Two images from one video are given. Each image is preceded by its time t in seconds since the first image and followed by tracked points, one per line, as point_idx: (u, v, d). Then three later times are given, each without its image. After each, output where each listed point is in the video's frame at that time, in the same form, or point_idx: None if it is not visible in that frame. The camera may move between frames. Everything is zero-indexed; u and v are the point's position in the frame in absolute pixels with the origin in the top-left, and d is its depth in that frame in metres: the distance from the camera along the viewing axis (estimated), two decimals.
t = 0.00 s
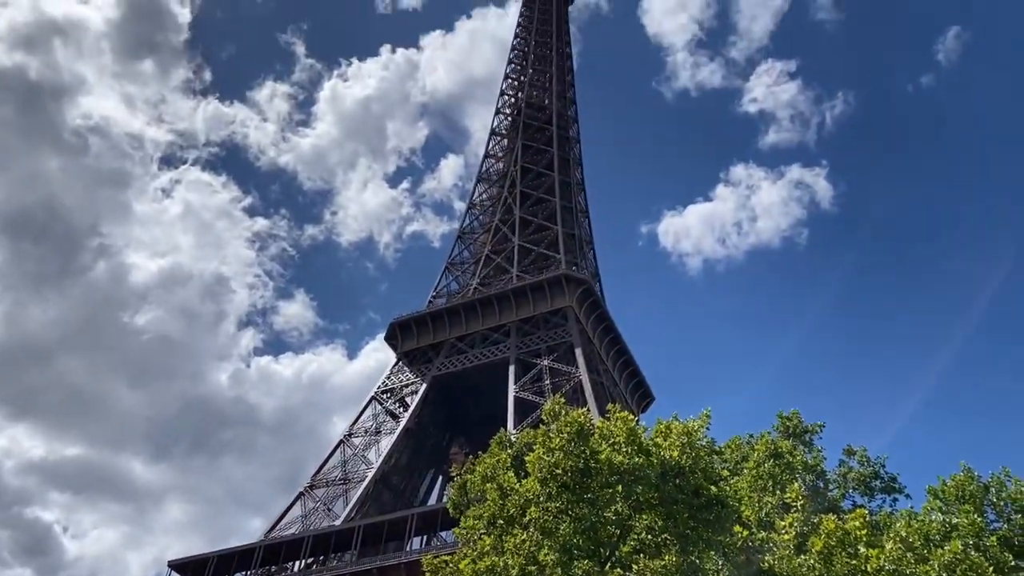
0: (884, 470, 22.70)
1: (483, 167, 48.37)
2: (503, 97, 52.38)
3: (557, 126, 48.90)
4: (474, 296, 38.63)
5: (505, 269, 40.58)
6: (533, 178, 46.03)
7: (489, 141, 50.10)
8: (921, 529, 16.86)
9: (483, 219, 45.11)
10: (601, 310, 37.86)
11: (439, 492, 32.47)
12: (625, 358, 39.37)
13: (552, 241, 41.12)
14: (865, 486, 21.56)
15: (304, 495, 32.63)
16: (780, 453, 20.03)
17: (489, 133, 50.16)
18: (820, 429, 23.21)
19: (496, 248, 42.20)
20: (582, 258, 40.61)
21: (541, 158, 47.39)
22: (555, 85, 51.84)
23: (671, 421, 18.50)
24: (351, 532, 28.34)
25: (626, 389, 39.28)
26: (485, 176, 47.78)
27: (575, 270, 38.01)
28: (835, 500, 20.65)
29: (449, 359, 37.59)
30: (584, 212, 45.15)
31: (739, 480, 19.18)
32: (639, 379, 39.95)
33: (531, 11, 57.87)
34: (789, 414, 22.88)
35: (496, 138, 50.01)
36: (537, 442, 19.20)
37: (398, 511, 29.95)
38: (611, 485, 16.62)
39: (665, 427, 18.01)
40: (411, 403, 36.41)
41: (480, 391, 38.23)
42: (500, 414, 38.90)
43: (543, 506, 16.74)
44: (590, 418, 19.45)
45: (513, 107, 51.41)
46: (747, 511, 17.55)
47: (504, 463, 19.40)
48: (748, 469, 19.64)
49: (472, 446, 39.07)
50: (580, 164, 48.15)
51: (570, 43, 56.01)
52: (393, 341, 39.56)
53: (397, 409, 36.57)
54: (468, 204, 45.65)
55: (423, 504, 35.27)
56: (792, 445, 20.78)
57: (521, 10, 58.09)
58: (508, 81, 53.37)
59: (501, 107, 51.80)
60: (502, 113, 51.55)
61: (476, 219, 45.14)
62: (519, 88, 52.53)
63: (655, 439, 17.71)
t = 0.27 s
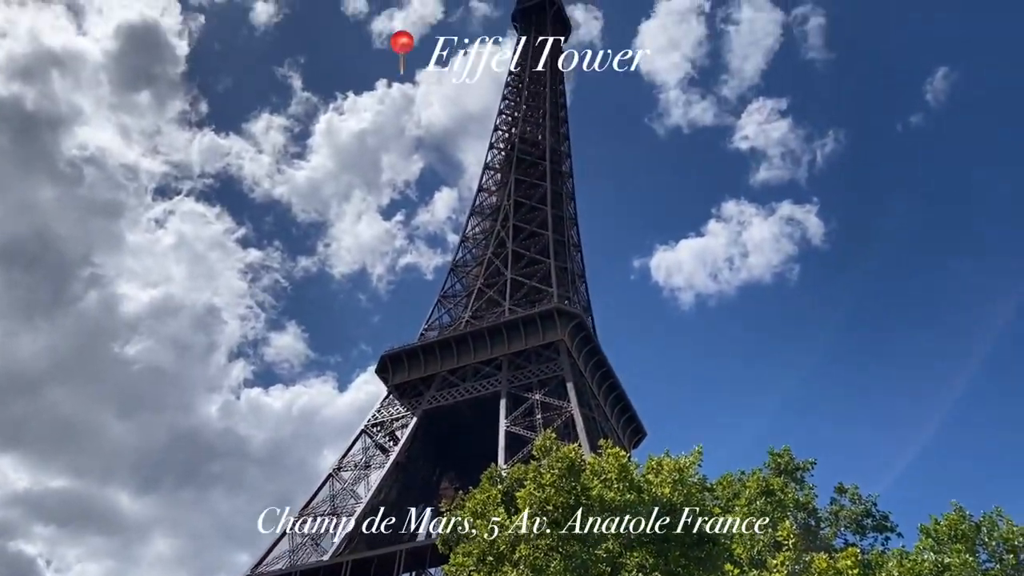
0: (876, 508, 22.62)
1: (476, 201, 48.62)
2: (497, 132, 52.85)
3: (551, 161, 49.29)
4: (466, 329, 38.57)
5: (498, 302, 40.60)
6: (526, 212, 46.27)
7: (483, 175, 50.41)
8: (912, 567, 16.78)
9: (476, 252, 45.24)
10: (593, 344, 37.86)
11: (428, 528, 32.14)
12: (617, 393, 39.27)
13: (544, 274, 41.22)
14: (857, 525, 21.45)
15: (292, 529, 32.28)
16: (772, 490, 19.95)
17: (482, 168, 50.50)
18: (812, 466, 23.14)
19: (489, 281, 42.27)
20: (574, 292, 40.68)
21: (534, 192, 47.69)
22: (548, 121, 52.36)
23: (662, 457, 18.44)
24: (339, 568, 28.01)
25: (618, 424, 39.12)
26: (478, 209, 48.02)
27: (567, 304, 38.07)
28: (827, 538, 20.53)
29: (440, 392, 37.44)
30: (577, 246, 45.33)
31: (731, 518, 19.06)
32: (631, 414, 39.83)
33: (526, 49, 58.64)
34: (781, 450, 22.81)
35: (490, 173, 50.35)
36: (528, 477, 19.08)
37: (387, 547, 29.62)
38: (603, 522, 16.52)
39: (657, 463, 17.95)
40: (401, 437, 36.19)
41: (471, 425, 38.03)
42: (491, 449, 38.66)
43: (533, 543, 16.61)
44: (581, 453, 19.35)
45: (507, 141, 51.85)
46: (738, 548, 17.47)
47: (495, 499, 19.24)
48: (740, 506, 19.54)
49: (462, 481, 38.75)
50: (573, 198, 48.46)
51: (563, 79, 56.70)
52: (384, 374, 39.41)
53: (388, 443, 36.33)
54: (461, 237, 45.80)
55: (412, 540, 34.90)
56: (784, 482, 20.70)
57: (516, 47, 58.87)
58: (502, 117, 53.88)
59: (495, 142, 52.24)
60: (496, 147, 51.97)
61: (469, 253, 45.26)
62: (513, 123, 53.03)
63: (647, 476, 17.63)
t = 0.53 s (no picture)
0: (868, 549, 22.32)
1: (469, 235, 48.61)
2: (490, 167, 53.03)
3: (544, 196, 49.41)
4: (457, 364, 38.28)
5: (489, 337, 40.38)
6: (519, 246, 46.25)
7: (476, 210, 50.48)
8: None
9: (468, 286, 45.11)
10: (584, 380, 37.60)
11: (415, 567, 31.58)
12: (608, 430, 38.94)
13: (536, 309, 41.09)
14: (850, 566, 21.11)
15: (277, 567, 31.69)
16: (764, 530, 19.66)
17: (475, 202, 50.58)
18: (804, 506, 22.85)
19: (480, 316, 42.09)
20: (566, 327, 40.51)
21: (526, 226, 47.74)
22: (541, 156, 52.60)
23: (654, 495, 18.16)
24: None
25: (609, 461, 38.73)
26: (471, 244, 48.00)
27: (559, 340, 37.88)
28: None
29: (429, 428, 37.04)
30: (569, 281, 45.27)
31: (722, 559, 18.74)
32: (622, 451, 39.45)
33: (519, 85, 59.13)
34: (773, 489, 22.53)
35: (482, 207, 50.42)
36: (517, 516, 18.75)
37: None
38: (594, 563, 16.19)
39: (648, 502, 17.67)
40: (389, 473, 35.72)
41: (460, 461, 37.60)
42: (480, 486, 38.19)
43: None
44: (572, 491, 19.04)
45: (500, 176, 52.02)
46: None
47: (484, 538, 18.88)
48: (731, 546, 19.22)
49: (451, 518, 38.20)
50: (565, 233, 48.51)
51: (556, 116, 57.10)
52: (373, 410, 39.01)
53: (376, 479, 35.85)
54: (453, 271, 45.71)
55: None
56: (776, 522, 20.41)
57: (510, 84, 59.36)
58: (496, 152, 54.13)
59: (488, 177, 52.40)
60: (489, 182, 52.12)
61: (461, 287, 45.12)
62: (506, 159, 53.25)
63: (638, 514, 17.34)
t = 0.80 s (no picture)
0: None
1: (463, 259, 48.67)
2: (485, 192, 53.21)
3: (538, 221, 49.55)
4: (450, 389, 38.15)
5: (483, 361, 40.29)
6: (513, 271, 46.29)
7: (470, 233, 50.57)
8: None
9: (462, 310, 45.09)
10: (578, 405, 37.49)
11: None
12: (601, 455, 38.78)
13: (530, 333, 41.07)
14: None
15: None
16: (757, 556, 19.57)
17: (470, 226, 50.70)
18: (798, 534, 22.74)
19: (474, 339, 42.03)
20: (560, 351, 40.48)
21: (521, 250, 47.84)
22: (536, 181, 52.82)
23: (648, 521, 18.06)
24: None
25: (602, 487, 38.53)
26: (465, 267, 48.03)
27: (553, 364, 37.83)
28: None
29: (422, 453, 36.83)
30: (563, 305, 45.29)
31: None
32: (616, 477, 39.26)
33: (515, 110, 59.49)
34: (766, 516, 22.42)
35: (477, 231, 50.52)
36: (511, 542, 18.59)
37: None
38: None
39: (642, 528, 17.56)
40: (381, 498, 35.47)
41: (453, 486, 37.36)
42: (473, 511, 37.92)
43: None
44: (566, 518, 18.89)
45: (495, 201, 52.19)
46: None
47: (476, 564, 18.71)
48: (725, 573, 19.10)
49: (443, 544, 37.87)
50: (559, 258, 48.61)
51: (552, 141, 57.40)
52: (366, 434, 38.80)
53: (368, 503, 35.59)
54: (447, 295, 45.70)
55: None
56: (770, 550, 20.31)
57: (505, 108, 59.72)
58: (491, 176, 54.35)
59: (483, 201, 52.56)
60: (484, 206, 52.27)
61: (455, 311, 45.09)
62: (501, 183, 53.45)
63: (632, 541, 17.22)
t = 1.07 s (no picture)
0: None
1: (458, 281, 48.59)
2: (480, 215, 53.24)
3: (533, 244, 49.54)
4: (443, 412, 37.89)
5: (477, 384, 40.07)
6: (508, 294, 46.20)
7: (465, 256, 50.52)
8: None
9: (456, 333, 44.93)
10: (572, 430, 37.27)
11: None
12: (595, 480, 38.47)
13: (524, 356, 40.90)
14: None
15: None
16: None
17: (465, 249, 50.67)
18: (793, 560, 22.49)
19: (468, 362, 41.84)
20: (554, 375, 40.32)
21: (515, 273, 47.80)
22: (531, 204, 52.89)
23: (641, 547, 17.85)
24: None
25: (596, 513, 38.19)
26: (459, 290, 47.94)
27: (547, 388, 37.63)
28: None
29: (414, 477, 36.49)
30: (557, 329, 45.17)
31: None
32: (610, 502, 38.94)
33: (510, 134, 59.70)
34: (761, 543, 22.19)
35: (472, 254, 50.47)
36: (503, 567, 18.32)
37: None
38: None
39: (635, 555, 17.34)
40: (373, 523, 35.06)
41: (445, 511, 36.97)
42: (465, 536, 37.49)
43: None
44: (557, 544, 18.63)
45: (490, 224, 52.20)
46: None
47: None
48: None
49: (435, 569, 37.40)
50: (554, 281, 48.55)
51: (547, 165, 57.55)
52: (358, 457, 38.49)
53: (359, 528, 35.17)
54: (441, 317, 45.57)
55: None
56: None
57: (501, 132, 59.94)
58: (486, 200, 54.42)
59: (478, 224, 52.57)
60: (479, 229, 52.27)
61: (449, 334, 44.92)
62: (496, 206, 53.50)
63: (624, 568, 17.00)
